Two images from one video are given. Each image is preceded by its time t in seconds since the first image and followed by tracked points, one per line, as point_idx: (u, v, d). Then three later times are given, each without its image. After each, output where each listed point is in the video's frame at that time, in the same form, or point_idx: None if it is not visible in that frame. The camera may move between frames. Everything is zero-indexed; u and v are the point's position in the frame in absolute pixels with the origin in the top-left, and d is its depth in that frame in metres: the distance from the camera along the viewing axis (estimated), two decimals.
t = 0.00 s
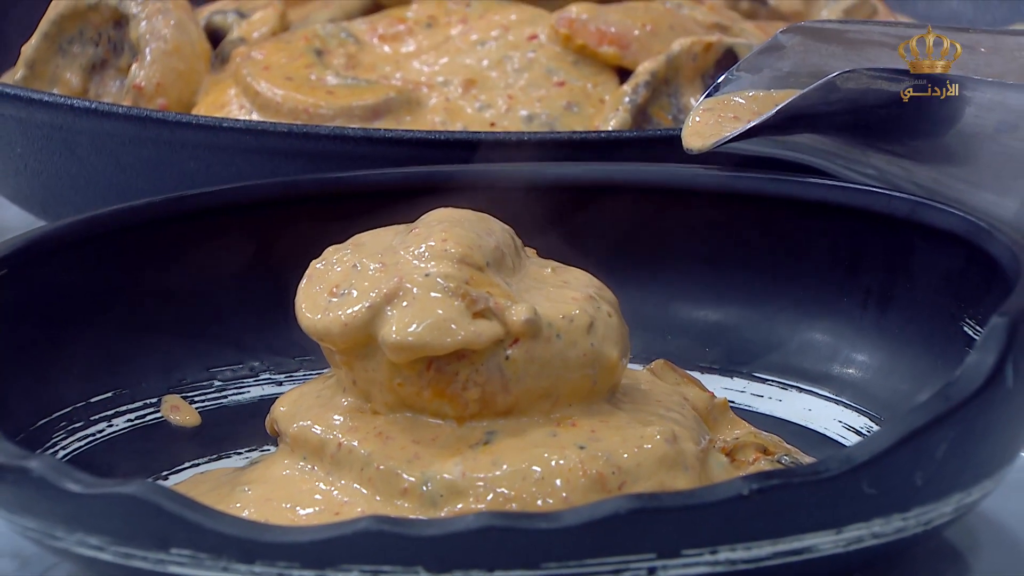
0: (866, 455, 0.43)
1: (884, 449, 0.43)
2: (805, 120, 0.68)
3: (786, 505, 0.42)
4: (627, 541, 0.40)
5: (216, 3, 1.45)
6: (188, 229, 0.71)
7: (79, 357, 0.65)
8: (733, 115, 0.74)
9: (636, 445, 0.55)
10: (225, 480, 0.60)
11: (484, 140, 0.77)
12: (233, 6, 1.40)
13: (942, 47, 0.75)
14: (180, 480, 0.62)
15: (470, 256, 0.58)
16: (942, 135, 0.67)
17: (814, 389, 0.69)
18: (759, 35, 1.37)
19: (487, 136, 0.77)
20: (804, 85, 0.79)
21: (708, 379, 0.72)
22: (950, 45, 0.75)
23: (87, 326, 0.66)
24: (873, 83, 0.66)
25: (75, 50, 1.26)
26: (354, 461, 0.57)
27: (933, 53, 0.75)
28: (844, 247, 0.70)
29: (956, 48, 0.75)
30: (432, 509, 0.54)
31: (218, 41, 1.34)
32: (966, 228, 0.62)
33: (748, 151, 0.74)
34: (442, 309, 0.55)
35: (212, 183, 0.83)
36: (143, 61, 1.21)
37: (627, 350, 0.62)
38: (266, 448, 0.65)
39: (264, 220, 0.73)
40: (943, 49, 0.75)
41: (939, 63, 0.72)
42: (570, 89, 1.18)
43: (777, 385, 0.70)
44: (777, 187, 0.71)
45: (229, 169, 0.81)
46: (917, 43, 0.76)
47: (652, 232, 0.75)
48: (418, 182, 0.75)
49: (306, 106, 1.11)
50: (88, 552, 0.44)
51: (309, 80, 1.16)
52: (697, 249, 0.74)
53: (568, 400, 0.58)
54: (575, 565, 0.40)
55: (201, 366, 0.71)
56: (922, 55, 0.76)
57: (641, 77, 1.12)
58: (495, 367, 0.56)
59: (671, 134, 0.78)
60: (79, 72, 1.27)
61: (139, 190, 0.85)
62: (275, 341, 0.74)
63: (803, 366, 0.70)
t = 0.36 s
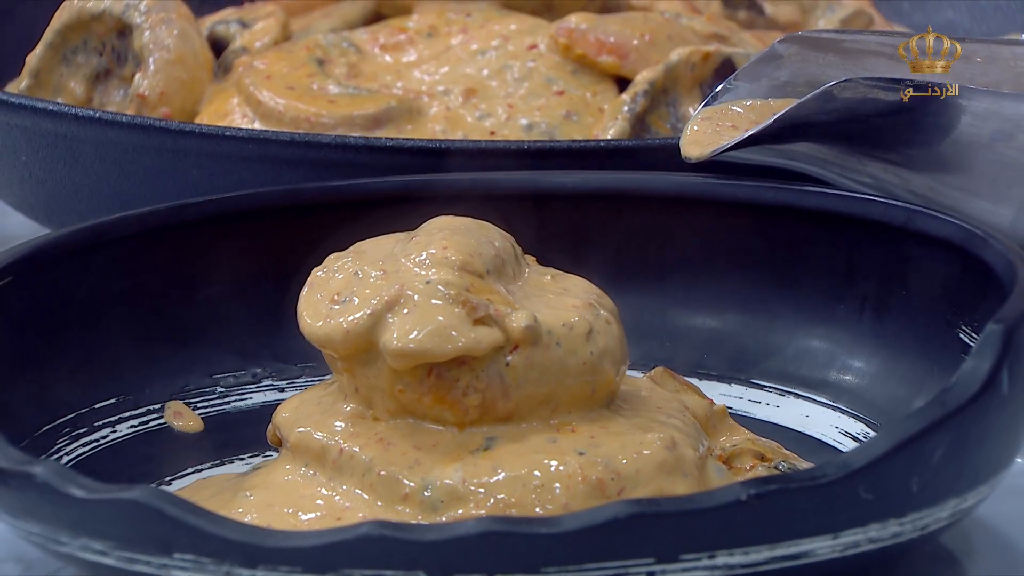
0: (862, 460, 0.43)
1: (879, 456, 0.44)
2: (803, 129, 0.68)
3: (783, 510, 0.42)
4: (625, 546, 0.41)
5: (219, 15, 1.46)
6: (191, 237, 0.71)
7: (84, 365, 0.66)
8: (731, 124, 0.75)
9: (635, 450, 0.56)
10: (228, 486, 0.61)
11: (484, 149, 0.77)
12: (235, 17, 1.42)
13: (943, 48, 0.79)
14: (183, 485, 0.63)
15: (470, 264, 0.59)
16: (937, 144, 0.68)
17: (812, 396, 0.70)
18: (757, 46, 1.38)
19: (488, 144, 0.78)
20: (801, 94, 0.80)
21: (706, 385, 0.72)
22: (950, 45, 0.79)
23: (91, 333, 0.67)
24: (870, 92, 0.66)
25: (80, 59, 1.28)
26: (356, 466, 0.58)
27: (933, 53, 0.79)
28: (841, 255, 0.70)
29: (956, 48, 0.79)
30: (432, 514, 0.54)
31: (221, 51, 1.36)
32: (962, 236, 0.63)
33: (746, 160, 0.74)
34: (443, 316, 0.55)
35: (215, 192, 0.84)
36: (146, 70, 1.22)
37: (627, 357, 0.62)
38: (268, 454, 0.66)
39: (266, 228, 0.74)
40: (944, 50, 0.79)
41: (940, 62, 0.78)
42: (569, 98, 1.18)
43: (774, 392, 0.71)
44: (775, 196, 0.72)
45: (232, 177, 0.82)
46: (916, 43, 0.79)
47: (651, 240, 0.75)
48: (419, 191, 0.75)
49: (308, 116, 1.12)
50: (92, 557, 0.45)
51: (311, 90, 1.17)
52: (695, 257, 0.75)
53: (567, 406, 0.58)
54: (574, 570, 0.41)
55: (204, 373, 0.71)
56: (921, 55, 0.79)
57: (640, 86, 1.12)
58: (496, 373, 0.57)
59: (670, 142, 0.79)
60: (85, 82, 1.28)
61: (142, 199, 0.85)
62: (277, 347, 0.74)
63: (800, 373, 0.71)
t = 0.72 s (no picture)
0: (860, 467, 0.44)
1: (876, 463, 0.45)
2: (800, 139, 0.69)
3: (780, 518, 0.43)
4: (624, 552, 0.41)
5: (221, 27, 1.47)
6: (194, 246, 0.72)
7: (88, 373, 0.66)
8: (729, 134, 0.75)
9: (635, 458, 0.56)
10: (230, 492, 0.62)
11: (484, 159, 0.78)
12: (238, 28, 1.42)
13: (942, 48, 0.82)
14: (186, 491, 0.63)
15: (471, 272, 0.59)
16: (934, 153, 0.69)
17: (809, 403, 0.70)
18: (755, 57, 1.39)
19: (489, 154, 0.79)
20: (797, 104, 0.80)
21: (704, 393, 0.73)
22: (947, 46, 0.82)
23: (95, 341, 0.67)
24: (866, 102, 0.67)
25: (83, 70, 1.30)
26: (357, 473, 0.58)
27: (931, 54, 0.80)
28: (838, 263, 0.71)
29: (953, 50, 0.82)
30: (433, 520, 0.55)
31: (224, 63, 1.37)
32: (958, 245, 0.63)
33: (744, 170, 0.75)
34: (444, 324, 0.56)
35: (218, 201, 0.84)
36: (150, 81, 1.24)
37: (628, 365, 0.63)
38: (270, 461, 0.66)
39: (268, 237, 0.74)
40: (944, 49, 0.81)
41: (939, 62, 0.78)
42: (569, 108, 1.19)
43: (772, 399, 0.72)
44: (772, 205, 0.73)
45: (235, 187, 0.82)
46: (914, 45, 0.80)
47: (650, 249, 0.76)
48: (420, 200, 0.76)
49: (309, 125, 1.13)
50: (95, 563, 0.45)
51: (312, 99, 1.17)
52: (693, 266, 0.76)
53: (566, 414, 0.59)
54: None
55: (207, 380, 0.72)
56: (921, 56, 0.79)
57: (639, 96, 1.13)
58: (496, 381, 0.57)
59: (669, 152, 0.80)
60: (88, 92, 1.30)
61: (146, 209, 0.86)
62: (279, 355, 0.75)
63: (797, 380, 0.72)
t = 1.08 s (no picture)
0: (855, 473, 0.45)
1: (871, 470, 0.46)
2: (796, 150, 0.70)
3: (776, 524, 0.44)
4: (622, 557, 0.42)
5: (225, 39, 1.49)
6: (198, 255, 0.73)
7: (93, 381, 0.67)
8: (727, 144, 0.76)
9: (633, 464, 0.57)
10: (234, 498, 0.63)
11: (484, 169, 0.79)
12: (242, 40, 1.45)
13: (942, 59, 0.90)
14: (191, 497, 0.64)
15: (472, 281, 0.60)
16: (929, 163, 0.70)
17: (806, 410, 0.71)
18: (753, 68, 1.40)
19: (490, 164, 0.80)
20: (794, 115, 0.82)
21: (702, 400, 0.74)
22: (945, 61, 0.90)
23: (101, 349, 0.68)
24: (863, 113, 0.67)
25: (89, 81, 1.30)
26: (359, 480, 0.59)
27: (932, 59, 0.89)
28: (835, 272, 0.72)
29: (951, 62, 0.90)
30: (434, 526, 0.56)
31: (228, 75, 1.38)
32: (953, 254, 0.64)
33: (741, 180, 0.76)
34: (445, 333, 0.57)
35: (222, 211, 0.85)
36: (156, 91, 1.25)
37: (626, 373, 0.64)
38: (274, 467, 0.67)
39: (272, 246, 0.75)
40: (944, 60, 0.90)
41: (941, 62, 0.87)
42: (569, 119, 1.20)
43: (769, 406, 0.72)
44: (770, 214, 0.74)
45: (239, 197, 0.83)
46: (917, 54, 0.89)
47: (648, 258, 0.77)
48: (422, 210, 0.77)
49: (313, 136, 1.14)
50: (101, 568, 0.46)
51: (316, 110, 1.18)
52: (692, 275, 0.77)
53: (566, 422, 0.60)
54: None
55: (212, 388, 0.73)
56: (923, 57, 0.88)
57: (638, 107, 1.14)
58: (497, 389, 0.58)
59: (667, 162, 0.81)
60: (94, 103, 1.30)
61: (151, 218, 0.87)
62: (283, 363, 0.76)
63: (794, 388, 0.72)
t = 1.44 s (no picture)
0: (852, 480, 0.46)
1: (868, 476, 0.46)
2: (793, 160, 0.70)
3: (773, 532, 0.44)
4: (621, 565, 0.43)
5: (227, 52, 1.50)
6: (202, 265, 0.74)
7: (98, 389, 0.68)
8: (724, 155, 0.77)
9: (632, 471, 0.58)
10: (237, 505, 0.63)
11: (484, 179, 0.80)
12: (247, 53, 1.46)
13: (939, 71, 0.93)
14: (195, 504, 0.65)
15: (472, 290, 0.61)
16: (925, 173, 0.71)
17: (802, 418, 0.72)
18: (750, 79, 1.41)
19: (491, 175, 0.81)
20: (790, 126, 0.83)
21: (700, 408, 0.75)
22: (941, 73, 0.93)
23: (107, 358, 0.69)
24: (859, 124, 0.68)
25: (94, 92, 1.31)
26: (361, 486, 0.60)
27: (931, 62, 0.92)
28: (832, 281, 0.73)
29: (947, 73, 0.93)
30: (435, 532, 0.56)
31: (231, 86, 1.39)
32: (948, 263, 0.65)
33: (739, 190, 0.77)
34: (446, 341, 0.58)
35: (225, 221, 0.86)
36: (159, 103, 1.26)
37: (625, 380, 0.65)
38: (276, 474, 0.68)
39: (275, 255, 0.76)
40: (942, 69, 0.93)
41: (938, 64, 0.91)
42: (568, 130, 1.21)
43: (766, 414, 0.73)
44: (767, 224, 0.74)
45: (242, 207, 0.84)
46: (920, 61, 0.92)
47: (647, 267, 0.78)
48: (424, 219, 0.78)
49: (315, 147, 1.15)
50: (105, 574, 0.47)
51: (318, 122, 1.19)
52: (691, 284, 0.77)
53: (565, 430, 0.61)
54: None
55: (215, 396, 0.74)
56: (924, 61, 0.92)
57: (635, 118, 1.15)
58: (497, 397, 0.59)
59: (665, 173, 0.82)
60: (99, 114, 1.31)
61: (155, 228, 0.88)
62: (285, 372, 0.77)
63: (792, 396, 0.73)
